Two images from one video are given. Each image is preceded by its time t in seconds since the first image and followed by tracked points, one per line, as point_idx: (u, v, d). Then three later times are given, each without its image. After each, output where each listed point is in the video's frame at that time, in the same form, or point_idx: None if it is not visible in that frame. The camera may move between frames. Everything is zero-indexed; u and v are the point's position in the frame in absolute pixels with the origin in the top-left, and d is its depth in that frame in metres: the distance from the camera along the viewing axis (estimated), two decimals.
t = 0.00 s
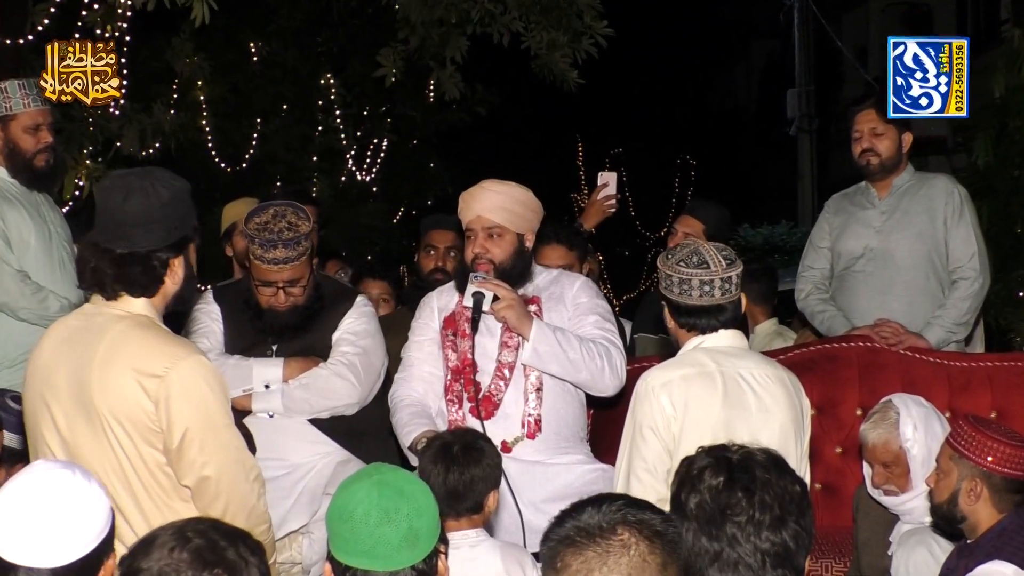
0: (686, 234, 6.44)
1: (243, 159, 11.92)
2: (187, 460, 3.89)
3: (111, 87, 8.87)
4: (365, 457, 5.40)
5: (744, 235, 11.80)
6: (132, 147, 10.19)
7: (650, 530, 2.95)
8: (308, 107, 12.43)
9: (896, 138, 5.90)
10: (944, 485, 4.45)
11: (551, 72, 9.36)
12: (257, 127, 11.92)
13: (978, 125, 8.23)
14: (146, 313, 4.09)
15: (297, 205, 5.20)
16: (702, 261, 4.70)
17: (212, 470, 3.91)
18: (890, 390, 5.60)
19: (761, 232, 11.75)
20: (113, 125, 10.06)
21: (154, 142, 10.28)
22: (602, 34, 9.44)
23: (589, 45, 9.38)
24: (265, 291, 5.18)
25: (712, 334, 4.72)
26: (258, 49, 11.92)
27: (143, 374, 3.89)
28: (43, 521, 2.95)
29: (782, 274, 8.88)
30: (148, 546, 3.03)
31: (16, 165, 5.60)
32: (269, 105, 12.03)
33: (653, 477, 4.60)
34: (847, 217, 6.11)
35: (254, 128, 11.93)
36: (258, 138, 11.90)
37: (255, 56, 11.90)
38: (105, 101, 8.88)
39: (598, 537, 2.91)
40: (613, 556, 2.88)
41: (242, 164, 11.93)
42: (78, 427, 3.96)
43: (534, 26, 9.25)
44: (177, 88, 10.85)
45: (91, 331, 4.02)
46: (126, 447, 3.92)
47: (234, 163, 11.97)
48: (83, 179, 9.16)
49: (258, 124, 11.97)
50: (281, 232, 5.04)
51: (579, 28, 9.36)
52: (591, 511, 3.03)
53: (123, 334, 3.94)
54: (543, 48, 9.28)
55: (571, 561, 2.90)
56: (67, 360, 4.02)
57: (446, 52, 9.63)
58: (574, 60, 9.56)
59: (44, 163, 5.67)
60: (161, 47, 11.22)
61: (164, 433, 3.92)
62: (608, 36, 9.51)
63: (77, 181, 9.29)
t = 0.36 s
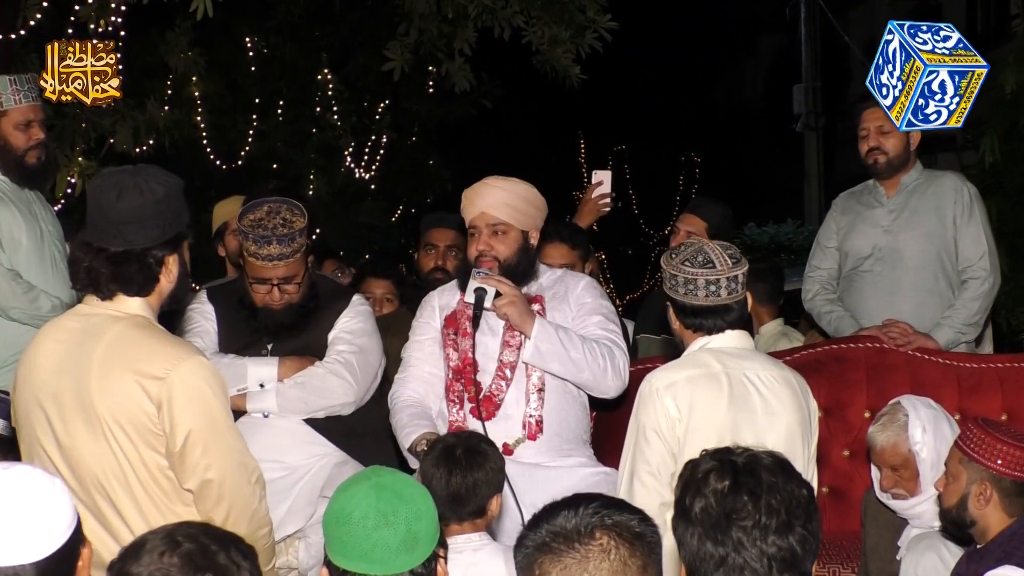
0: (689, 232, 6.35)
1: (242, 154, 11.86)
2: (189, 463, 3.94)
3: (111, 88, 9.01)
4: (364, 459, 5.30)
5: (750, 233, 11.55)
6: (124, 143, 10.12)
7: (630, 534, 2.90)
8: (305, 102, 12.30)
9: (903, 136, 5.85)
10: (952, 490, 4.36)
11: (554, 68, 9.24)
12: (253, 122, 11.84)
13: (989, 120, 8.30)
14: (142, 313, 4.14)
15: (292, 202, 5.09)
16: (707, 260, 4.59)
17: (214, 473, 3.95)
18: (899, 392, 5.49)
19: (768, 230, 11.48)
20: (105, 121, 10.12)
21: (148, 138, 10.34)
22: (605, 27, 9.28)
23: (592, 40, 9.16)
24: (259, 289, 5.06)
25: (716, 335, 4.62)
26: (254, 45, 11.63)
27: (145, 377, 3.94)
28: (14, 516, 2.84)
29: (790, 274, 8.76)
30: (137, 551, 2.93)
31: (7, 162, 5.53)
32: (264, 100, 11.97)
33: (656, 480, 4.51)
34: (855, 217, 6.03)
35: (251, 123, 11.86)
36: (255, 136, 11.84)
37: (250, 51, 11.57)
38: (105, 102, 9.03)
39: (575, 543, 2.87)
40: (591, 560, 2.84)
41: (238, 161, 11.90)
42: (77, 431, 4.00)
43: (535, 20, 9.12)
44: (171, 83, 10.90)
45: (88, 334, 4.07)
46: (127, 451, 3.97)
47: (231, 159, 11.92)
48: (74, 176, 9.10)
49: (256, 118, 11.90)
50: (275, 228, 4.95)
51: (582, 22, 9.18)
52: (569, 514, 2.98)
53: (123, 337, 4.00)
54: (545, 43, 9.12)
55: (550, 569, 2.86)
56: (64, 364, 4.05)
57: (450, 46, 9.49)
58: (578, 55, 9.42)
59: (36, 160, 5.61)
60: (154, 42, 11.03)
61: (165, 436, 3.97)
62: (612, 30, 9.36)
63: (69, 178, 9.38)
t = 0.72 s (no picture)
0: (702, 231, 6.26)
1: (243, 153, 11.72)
2: (202, 465, 3.96)
3: (110, 86, 8.83)
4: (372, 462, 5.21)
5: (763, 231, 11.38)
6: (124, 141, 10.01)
7: (648, 539, 2.88)
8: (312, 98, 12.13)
9: (921, 133, 5.77)
10: (971, 494, 4.22)
11: (563, 63, 9.11)
12: (256, 119, 11.73)
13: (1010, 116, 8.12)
14: (147, 312, 4.12)
15: (296, 198, 5.00)
16: (720, 259, 4.50)
17: (227, 475, 4.00)
18: (917, 395, 5.36)
19: (781, 228, 11.30)
20: (106, 118, 9.93)
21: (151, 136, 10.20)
22: (615, 22, 9.16)
23: (602, 34, 9.09)
24: (262, 287, 4.98)
25: (729, 336, 4.52)
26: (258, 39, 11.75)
27: (158, 379, 3.94)
28: None
29: (804, 272, 8.63)
30: (135, 557, 2.85)
31: (6, 159, 5.45)
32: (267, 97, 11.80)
33: (670, 484, 4.40)
34: (872, 215, 5.97)
35: (253, 120, 11.74)
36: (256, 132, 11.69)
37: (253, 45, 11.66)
38: (105, 102, 8.84)
39: (591, 548, 2.85)
40: (609, 567, 2.82)
41: (240, 159, 11.75)
42: (84, 433, 3.97)
43: (544, 14, 8.99)
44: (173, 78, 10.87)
45: (94, 333, 4.03)
46: (138, 452, 3.96)
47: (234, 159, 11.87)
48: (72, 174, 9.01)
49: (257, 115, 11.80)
50: (277, 224, 4.86)
51: (591, 16, 9.08)
52: (585, 514, 2.94)
53: (133, 337, 3.99)
54: (554, 38, 9.01)
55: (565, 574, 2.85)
56: (67, 365, 4.01)
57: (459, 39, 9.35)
58: (587, 50, 9.30)
59: (35, 157, 5.52)
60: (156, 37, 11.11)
61: (178, 438, 3.98)
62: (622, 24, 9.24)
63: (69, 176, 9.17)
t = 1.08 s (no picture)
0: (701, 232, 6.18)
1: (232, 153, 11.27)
2: (194, 469, 3.90)
3: (110, 86, 8.96)
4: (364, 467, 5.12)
5: (764, 231, 11.34)
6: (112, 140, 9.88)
7: (669, 548, 2.73)
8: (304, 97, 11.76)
9: (925, 131, 5.67)
10: (973, 499, 4.16)
11: (559, 60, 9.01)
12: (246, 116, 11.30)
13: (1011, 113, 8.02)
14: (133, 312, 4.03)
15: (286, 198, 4.89)
16: (724, 257, 4.42)
17: (220, 479, 3.93)
18: (920, 398, 5.25)
19: (782, 228, 11.26)
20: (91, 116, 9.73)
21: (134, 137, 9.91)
22: (611, 18, 9.07)
23: (599, 31, 8.99)
24: (250, 290, 4.90)
25: (728, 338, 4.44)
26: (246, 35, 11.36)
27: (150, 381, 3.86)
28: None
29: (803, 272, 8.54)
30: (121, 565, 2.78)
31: None
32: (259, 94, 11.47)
33: (667, 490, 4.30)
34: (874, 215, 5.88)
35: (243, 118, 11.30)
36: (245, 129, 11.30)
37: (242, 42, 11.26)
38: (105, 101, 8.98)
39: (608, 556, 2.71)
40: None
41: (229, 158, 11.31)
42: (73, 437, 3.86)
43: (539, 10, 8.89)
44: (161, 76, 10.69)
45: (82, 335, 3.93)
46: (130, 455, 3.87)
47: (221, 157, 11.39)
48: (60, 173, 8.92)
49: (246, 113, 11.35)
50: (266, 226, 4.76)
51: (587, 12, 8.98)
52: (605, 519, 2.80)
53: (124, 338, 3.90)
54: (550, 34, 8.90)
55: None
56: (54, 367, 3.90)
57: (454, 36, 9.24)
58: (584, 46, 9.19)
59: (20, 156, 5.42)
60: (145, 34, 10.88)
61: (170, 441, 3.90)
62: (618, 20, 9.15)
63: (54, 174, 9.13)
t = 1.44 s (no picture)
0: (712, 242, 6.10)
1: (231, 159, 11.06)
2: (193, 483, 3.80)
3: (110, 86, 8.79)
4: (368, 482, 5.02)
5: (775, 241, 11.22)
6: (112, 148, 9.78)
7: (686, 567, 2.69)
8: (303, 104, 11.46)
9: (939, 139, 5.58)
10: (990, 514, 4.04)
11: (565, 65, 8.91)
12: (246, 123, 11.10)
13: None
14: (130, 323, 3.93)
15: (290, 208, 4.80)
16: (732, 268, 4.34)
17: (218, 493, 3.83)
18: (935, 412, 5.15)
19: (793, 236, 11.14)
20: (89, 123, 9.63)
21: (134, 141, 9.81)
22: (620, 22, 8.95)
23: (607, 35, 8.87)
24: (253, 303, 4.82)
25: (738, 350, 4.33)
26: (247, 40, 11.07)
27: (147, 393, 3.76)
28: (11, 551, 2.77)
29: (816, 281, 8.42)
30: None
31: None
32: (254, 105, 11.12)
33: (676, 505, 4.19)
34: (888, 224, 5.79)
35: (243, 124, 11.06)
36: (246, 136, 11.11)
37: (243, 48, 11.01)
38: (106, 102, 8.83)
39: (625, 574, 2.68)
40: None
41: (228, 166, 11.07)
42: (69, 451, 3.76)
43: (546, 15, 8.78)
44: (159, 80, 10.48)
45: (78, 347, 3.83)
46: (127, 469, 3.77)
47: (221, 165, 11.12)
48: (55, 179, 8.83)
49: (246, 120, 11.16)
50: (269, 238, 4.67)
51: (595, 16, 8.86)
52: (621, 535, 2.76)
53: (121, 350, 3.81)
54: (557, 38, 8.81)
55: None
56: (49, 380, 3.80)
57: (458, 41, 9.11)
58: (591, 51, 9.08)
59: (19, 164, 5.36)
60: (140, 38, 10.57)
61: (168, 455, 3.80)
62: (626, 24, 9.04)
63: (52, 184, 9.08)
